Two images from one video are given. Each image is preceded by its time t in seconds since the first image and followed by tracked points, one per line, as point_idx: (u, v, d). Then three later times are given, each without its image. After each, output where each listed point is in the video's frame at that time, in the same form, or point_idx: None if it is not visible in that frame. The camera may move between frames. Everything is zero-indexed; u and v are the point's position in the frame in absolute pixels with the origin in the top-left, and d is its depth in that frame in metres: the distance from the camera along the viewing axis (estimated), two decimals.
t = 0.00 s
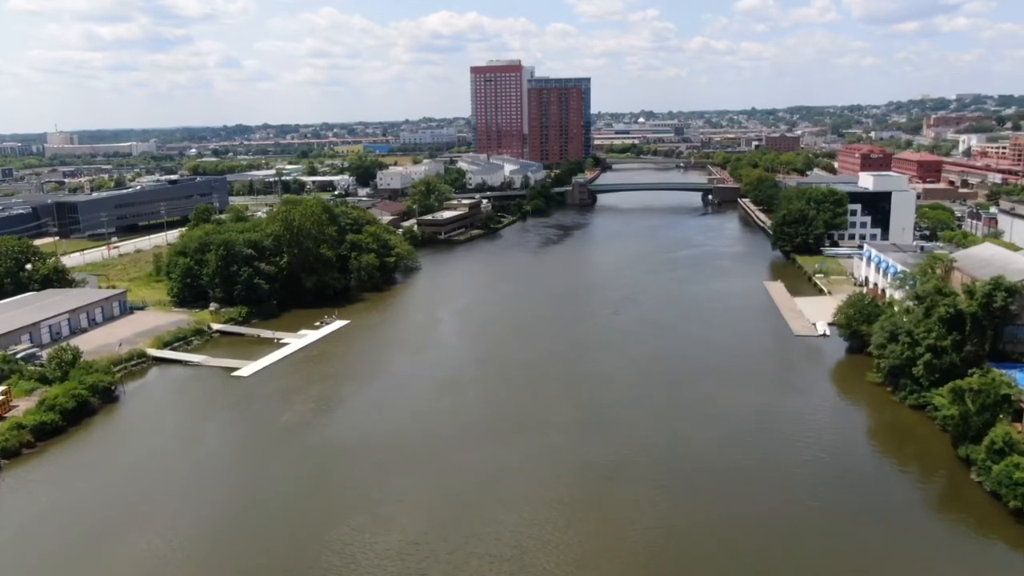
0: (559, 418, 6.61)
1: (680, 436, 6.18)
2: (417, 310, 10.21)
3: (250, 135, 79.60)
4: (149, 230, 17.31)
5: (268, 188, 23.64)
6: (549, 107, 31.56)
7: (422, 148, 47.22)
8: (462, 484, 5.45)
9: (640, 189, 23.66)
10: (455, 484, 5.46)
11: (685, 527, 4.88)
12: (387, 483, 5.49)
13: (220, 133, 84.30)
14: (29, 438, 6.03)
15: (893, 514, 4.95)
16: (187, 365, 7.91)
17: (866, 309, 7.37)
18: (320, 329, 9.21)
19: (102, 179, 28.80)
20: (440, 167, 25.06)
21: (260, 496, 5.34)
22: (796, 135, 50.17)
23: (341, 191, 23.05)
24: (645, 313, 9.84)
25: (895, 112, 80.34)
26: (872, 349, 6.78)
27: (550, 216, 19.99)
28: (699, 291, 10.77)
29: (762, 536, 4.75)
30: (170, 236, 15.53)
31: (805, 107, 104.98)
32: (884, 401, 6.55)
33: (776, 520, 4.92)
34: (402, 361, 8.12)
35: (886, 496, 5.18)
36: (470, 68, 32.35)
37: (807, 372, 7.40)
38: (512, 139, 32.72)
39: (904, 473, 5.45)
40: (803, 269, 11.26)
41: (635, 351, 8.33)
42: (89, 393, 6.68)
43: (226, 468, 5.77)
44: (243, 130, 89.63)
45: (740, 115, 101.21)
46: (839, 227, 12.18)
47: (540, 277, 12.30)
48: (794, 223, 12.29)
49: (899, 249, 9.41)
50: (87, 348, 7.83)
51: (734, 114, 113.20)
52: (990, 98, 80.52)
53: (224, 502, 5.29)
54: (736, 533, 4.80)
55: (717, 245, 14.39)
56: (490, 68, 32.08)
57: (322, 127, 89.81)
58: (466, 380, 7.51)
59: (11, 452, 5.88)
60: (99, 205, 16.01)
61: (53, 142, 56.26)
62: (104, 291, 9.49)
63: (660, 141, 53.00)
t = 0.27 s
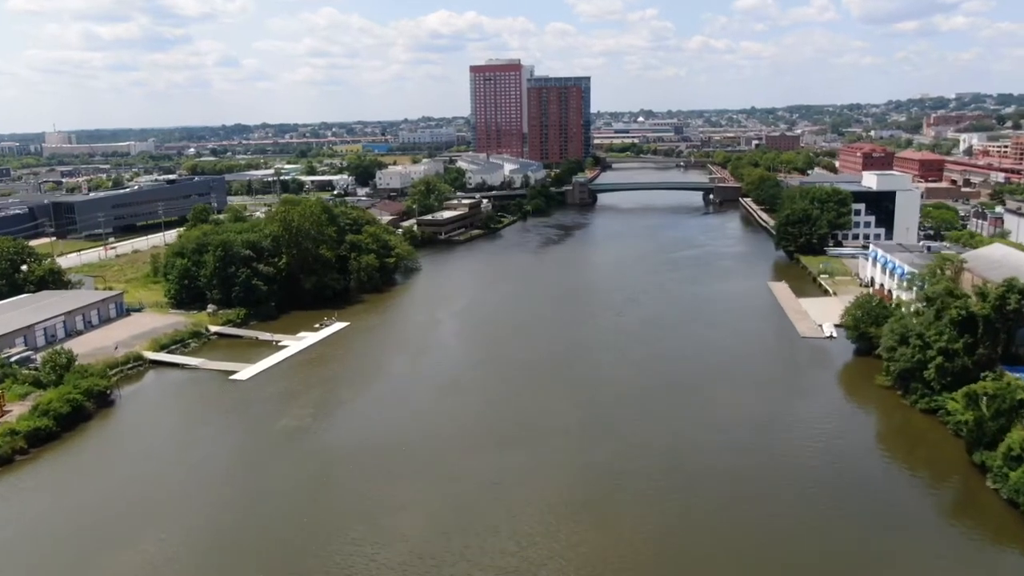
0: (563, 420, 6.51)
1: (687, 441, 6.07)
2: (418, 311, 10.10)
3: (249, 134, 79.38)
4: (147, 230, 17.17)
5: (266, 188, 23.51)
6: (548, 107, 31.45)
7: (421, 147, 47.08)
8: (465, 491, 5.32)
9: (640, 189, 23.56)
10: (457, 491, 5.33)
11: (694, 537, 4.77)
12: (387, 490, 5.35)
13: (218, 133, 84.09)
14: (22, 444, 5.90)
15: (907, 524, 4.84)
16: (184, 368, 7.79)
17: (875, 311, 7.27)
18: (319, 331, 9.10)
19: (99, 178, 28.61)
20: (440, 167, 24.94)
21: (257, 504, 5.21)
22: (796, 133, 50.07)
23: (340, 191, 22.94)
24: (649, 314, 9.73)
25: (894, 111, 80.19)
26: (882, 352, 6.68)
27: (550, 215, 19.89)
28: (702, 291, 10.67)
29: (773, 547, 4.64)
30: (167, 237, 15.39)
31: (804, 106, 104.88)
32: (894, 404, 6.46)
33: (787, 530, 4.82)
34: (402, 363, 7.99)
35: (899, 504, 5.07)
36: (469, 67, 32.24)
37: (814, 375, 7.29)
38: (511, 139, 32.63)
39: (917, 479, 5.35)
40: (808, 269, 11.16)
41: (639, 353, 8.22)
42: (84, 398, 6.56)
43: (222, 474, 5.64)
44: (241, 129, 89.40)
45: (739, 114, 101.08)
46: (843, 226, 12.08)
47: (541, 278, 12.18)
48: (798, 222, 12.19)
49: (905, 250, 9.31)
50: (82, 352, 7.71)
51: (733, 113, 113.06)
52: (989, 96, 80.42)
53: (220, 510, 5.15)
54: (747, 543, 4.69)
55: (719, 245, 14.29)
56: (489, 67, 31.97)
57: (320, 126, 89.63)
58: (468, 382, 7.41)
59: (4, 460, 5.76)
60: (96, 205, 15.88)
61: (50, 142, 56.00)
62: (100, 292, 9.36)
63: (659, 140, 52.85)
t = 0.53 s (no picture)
0: (565, 424, 6.40)
1: (691, 446, 5.96)
2: (417, 313, 9.99)
3: (246, 134, 79.11)
4: (142, 230, 17.03)
5: (264, 188, 23.36)
6: (547, 106, 31.22)
7: (419, 146, 46.91)
8: (465, 500, 5.19)
9: (639, 188, 23.46)
10: (457, 500, 5.20)
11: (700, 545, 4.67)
12: (385, 500, 5.22)
13: (215, 132, 83.83)
14: (13, 451, 5.77)
15: (917, 532, 4.72)
16: (179, 371, 7.67)
17: (880, 313, 7.18)
18: (317, 333, 8.99)
19: (95, 178, 28.41)
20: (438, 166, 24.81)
21: (252, 514, 5.08)
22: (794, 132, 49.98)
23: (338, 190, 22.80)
24: (650, 315, 9.62)
25: (891, 111, 80.11)
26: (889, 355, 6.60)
27: (549, 215, 19.77)
28: (704, 292, 10.56)
29: (782, 555, 4.54)
30: (163, 237, 15.25)
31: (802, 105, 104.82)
32: (901, 406, 6.37)
33: (795, 538, 4.72)
34: (400, 367, 7.87)
35: (909, 509, 4.97)
36: (467, 66, 32.10)
37: (819, 377, 7.18)
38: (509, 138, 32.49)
39: (926, 484, 5.25)
40: (810, 270, 11.06)
41: (641, 355, 8.11)
42: (76, 403, 6.43)
43: (216, 482, 5.50)
44: (238, 129, 89.12)
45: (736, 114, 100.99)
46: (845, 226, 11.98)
47: (541, 279, 12.07)
48: (800, 222, 12.09)
49: (910, 250, 9.22)
50: (75, 355, 7.58)
51: (730, 112, 112.94)
52: (986, 95, 80.46)
53: (212, 521, 5.01)
54: (754, 551, 4.59)
55: (720, 245, 14.19)
56: (488, 66, 31.84)
57: (318, 126, 89.39)
58: (467, 385, 7.31)
59: None
60: (91, 205, 15.73)
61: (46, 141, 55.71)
62: (94, 294, 9.23)
63: (657, 139, 52.71)
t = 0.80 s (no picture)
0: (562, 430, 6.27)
1: (692, 451, 5.84)
2: (410, 315, 9.83)
3: (236, 133, 78.67)
4: (130, 231, 16.81)
5: (254, 188, 23.14)
6: (539, 105, 31.11)
7: (411, 146, 46.70)
8: (461, 510, 5.05)
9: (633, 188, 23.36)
10: (453, 512, 5.04)
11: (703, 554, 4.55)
12: (379, 511, 5.06)
13: (205, 132, 83.36)
14: None
15: (924, 539, 4.61)
16: (166, 377, 7.49)
17: (881, 315, 7.09)
18: (308, 336, 8.82)
19: (83, 179, 28.10)
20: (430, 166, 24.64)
21: (240, 527, 4.89)
22: (786, 131, 50.01)
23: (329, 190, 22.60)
24: (646, 317, 9.51)
25: (882, 109, 80.44)
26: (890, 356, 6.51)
27: (543, 215, 19.64)
28: (701, 293, 10.45)
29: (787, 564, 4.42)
30: (152, 238, 15.04)
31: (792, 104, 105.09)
32: (903, 409, 6.28)
33: (800, 547, 4.59)
34: (393, 372, 7.70)
35: (915, 516, 4.86)
36: (459, 65, 31.93)
37: (819, 379, 7.07)
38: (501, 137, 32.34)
39: (932, 489, 5.15)
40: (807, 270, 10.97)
41: (638, 358, 7.98)
42: (60, 411, 6.26)
43: (204, 493, 5.33)
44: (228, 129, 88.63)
45: (728, 113, 101.15)
46: (841, 226, 11.89)
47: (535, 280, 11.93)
48: (796, 222, 12.00)
49: (908, 250, 9.13)
50: (59, 361, 7.39)
51: (720, 111, 113.04)
52: (976, 95, 80.64)
53: (199, 534, 4.83)
54: (759, 560, 4.47)
55: (715, 245, 14.09)
56: (480, 65, 31.67)
57: (308, 125, 88.97)
58: (462, 391, 7.17)
59: None
60: (77, 206, 15.50)
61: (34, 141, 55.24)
62: (80, 297, 9.04)
63: (650, 138, 52.66)
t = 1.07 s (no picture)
0: (557, 435, 6.16)
1: (689, 456, 5.73)
2: (400, 318, 9.69)
3: (223, 133, 78.07)
4: (115, 233, 16.56)
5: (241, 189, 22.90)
6: (529, 104, 30.98)
7: (399, 146, 46.46)
8: (456, 519, 4.93)
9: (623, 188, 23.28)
10: (445, 523, 4.90)
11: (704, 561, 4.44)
12: (371, 522, 4.94)
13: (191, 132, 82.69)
14: None
15: (928, 544, 4.52)
16: (152, 382, 7.32)
17: (878, 316, 7.04)
18: (297, 340, 8.67)
19: (67, 180, 27.74)
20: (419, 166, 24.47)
21: (223, 543, 4.72)
22: (774, 131, 50.10)
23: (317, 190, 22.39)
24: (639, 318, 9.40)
25: (869, 109, 80.88)
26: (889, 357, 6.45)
27: (533, 215, 19.53)
28: (694, 294, 10.36)
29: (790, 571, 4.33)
30: (137, 240, 14.81)
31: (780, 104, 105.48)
32: (902, 411, 6.22)
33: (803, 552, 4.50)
34: (383, 376, 7.55)
35: (917, 519, 4.78)
36: (448, 64, 31.75)
37: (816, 381, 6.98)
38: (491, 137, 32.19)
39: (933, 492, 5.07)
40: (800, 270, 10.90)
41: (632, 360, 7.88)
42: (40, 419, 6.08)
43: (191, 504, 5.18)
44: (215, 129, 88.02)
45: (716, 113, 101.42)
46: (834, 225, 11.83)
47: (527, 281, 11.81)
48: (789, 222, 11.93)
49: (902, 249, 9.07)
50: (41, 367, 7.21)
51: (708, 111, 113.34)
52: (962, 95, 81.28)
53: (185, 547, 4.69)
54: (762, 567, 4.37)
55: (707, 245, 14.02)
56: (469, 65, 31.49)
57: (296, 125, 88.48)
58: (454, 395, 7.04)
59: None
60: (61, 208, 15.26)
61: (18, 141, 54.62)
62: (63, 301, 8.84)
63: (639, 138, 52.65)
